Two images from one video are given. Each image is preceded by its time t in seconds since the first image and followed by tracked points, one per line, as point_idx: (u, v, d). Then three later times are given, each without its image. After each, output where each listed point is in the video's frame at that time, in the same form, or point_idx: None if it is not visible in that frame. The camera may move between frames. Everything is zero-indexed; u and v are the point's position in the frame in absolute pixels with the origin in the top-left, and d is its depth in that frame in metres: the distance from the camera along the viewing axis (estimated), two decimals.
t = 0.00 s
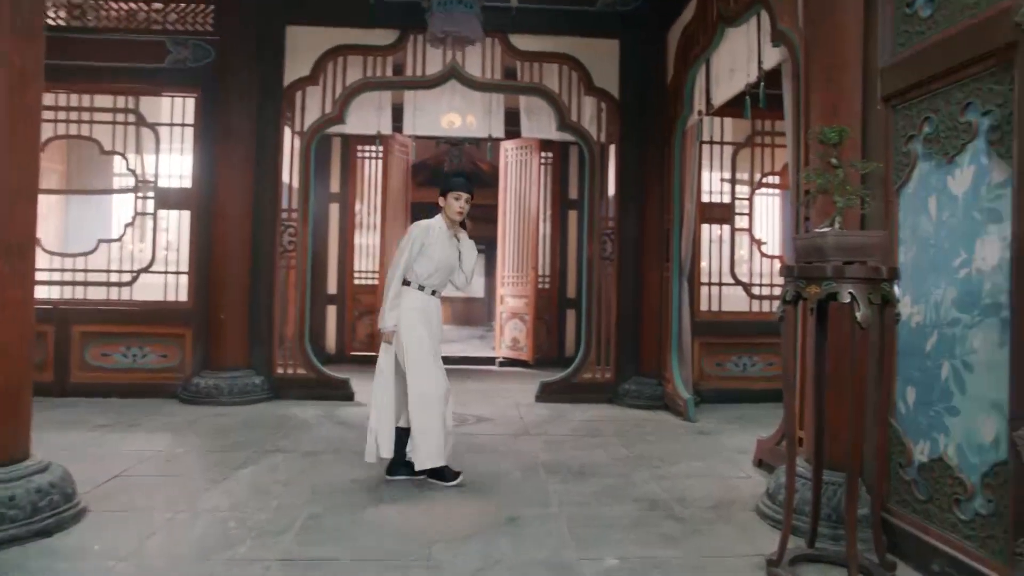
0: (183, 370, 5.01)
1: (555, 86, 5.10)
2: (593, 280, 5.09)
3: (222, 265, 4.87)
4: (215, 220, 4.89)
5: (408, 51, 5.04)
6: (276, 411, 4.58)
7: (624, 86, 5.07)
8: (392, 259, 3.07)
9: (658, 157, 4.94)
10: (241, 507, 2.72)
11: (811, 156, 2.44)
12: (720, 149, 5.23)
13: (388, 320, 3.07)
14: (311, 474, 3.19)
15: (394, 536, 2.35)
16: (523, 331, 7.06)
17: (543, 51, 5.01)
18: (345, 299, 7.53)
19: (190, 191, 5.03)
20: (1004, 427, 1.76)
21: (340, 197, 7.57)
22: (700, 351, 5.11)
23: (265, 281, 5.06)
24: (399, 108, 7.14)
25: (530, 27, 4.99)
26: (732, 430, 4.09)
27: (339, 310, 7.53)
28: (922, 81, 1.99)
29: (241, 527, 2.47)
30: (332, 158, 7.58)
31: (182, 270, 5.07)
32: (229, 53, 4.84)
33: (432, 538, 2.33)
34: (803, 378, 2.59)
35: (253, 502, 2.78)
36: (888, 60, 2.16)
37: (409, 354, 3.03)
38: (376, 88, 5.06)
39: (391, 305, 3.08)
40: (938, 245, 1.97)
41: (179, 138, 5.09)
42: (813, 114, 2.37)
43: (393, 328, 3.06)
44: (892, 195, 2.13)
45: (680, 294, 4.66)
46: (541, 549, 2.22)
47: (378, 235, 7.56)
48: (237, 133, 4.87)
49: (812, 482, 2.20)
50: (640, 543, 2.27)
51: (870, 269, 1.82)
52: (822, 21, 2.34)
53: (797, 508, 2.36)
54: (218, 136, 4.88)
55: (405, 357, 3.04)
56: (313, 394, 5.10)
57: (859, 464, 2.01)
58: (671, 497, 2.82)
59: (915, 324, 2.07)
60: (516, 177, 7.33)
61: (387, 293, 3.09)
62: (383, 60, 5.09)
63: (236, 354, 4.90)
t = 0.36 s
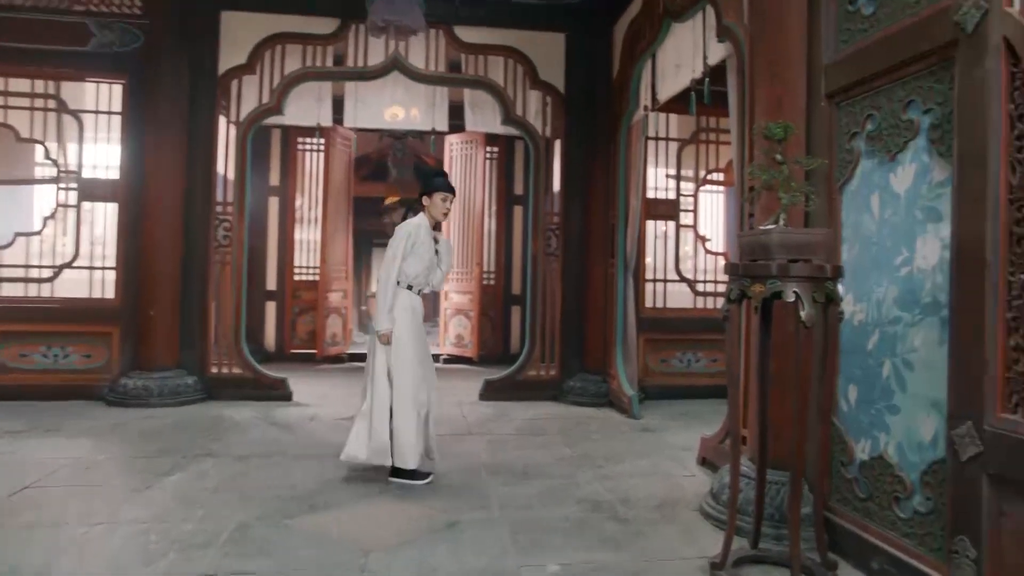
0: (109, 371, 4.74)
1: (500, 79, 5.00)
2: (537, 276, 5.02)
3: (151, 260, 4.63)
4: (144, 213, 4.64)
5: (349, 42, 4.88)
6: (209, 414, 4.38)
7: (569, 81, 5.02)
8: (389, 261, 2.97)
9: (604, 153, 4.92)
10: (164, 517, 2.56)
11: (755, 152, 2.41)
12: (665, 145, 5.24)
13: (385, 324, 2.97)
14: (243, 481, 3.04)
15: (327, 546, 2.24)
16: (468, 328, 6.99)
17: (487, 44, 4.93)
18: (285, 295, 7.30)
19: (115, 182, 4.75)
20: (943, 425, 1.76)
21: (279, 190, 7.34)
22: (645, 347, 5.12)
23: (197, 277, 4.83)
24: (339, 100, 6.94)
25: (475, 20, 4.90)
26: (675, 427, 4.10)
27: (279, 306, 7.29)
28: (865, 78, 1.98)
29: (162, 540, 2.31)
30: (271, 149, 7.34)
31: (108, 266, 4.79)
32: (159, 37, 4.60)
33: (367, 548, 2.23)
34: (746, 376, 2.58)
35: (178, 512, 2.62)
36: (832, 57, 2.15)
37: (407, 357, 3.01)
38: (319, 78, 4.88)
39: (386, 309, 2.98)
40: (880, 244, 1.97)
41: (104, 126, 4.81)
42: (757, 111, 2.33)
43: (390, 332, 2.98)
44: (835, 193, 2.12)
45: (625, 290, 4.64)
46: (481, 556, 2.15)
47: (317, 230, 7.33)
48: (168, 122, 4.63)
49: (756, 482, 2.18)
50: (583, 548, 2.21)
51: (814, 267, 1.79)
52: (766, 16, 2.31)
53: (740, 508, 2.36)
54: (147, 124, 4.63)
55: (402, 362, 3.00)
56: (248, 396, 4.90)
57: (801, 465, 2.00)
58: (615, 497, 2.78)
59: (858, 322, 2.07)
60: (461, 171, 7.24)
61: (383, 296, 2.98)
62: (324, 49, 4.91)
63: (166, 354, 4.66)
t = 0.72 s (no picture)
0: (30, 374, 4.45)
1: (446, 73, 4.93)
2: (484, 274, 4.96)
3: (75, 256, 4.36)
4: (67, 207, 4.38)
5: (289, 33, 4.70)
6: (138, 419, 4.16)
7: (516, 76, 4.95)
8: (382, 264, 2.94)
9: (552, 149, 4.87)
10: (82, 533, 2.38)
11: (702, 149, 2.39)
12: (613, 142, 5.22)
13: (374, 327, 2.92)
14: (171, 491, 2.87)
15: (258, 561, 2.12)
16: (413, 326, 6.89)
17: (434, 37, 4.82)
18: (224, 293, 7.03)
19: (36, 174, 4.46)
20: (886, 427, 1.75)
21: (218, 184, 7.07)
22: (592, 346, 5.11)
23: (126, 275, 4.57)
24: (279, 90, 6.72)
25: (421, 12, 4.78)
26: (620, 427, 4.09)
27: (217, 304, 7.03)
28: (811, 77, 1.96)
29: (77, 558, 2.15)
30: (208, 140, 7.05)
31: (28, 263, 4.50)
32: (82, 21, 4.34)
33: (301, 561, 2.12)
34: (692, 376, 2.57)
35: (97, 527, 2.44)
36: (778, 56, 2.14)
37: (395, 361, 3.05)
38: (257, 69, 4.69)
39: (375, 312, 2.94)
40: (825, 243, 1.95)
41: (23, 114, 4.51)
42: (704, 109, 2.30)
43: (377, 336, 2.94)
44: (781, 192, 2.11)
45: (572, 287, 4.60)
46: (421, 567, 2.06)
47: (258, 225, 7.13)
48: (93, 110, 4.36)
49: (701, 485, 2.16)
50: (527, 556, 2.15)
51: (760, 268, 1.76)
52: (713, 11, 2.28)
53: (685, 512, 2.34)
54: (71, 113, 4.36)
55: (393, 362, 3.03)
56: (183, 399, 4.68)
57: (746, 468, 1.97)
58: (560, 502, 2.73)
59: (803, 323, 2.06)
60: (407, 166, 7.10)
61: (371, 299, 2.93)
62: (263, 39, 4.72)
63: (93, 355, 4.40)
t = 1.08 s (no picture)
0: None
1: (377, 68, 4.78)
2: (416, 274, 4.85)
3: None
4: None
5: (212, 22, 4.46)
6: (43, 431, 3.87)
7: (450, 73, 4.84)
8: (373, 276, 3.04)
9: (486, 147, 4.79)
10: None
11: (636, 149, 2.36)
12: (547, 141, 5.17)
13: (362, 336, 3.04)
14: (74, 510, 2.66)
15: None
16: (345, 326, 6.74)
17: (368, 31, 4.66)
18: (144, 293, 6.66)
19: None
20: (817, 432, 1.74)
21: (138, 179, 6.69)
22: (525, 347, 5.08)
23: (31, 276, 4.24)
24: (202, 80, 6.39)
25: (353, 4, 4.63)
26: (553, 429, 4.06)
27: (136, 305, 6.65)
28: (743, 78, 1.95)
29: None
30: (127, 132, 6.67)
31: None
32: None
33: None
34: (626, 379, 2.53)
35: None
36: (711, 55, 2.11)
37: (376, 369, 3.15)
38: (175, 58, 4.42)
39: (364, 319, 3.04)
40: (758, 246, 1.94)
41: None
42: (638, 108, 2.28)
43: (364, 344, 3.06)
44: (715, 193, 2.09)
45: (506, 288, 4.52)
46: None
47: (181, 223, 6.74)
48: None
49: (634, 491, 2.12)
50: (456, 569, 2.07)
51: (693, 271, 1.73)
52: (648, 10, 2.25)
53: (618, 518, 2.31)
54: None
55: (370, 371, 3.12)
56: (94, 408, 4.38)
57: (680, 475, 1.94)
58: (491, 510, 2.66)
59: (736, 326, 2.04)
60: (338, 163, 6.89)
61: (361, 308, 3.03)
62: (184, 27, 4.46)
63: None
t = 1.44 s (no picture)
0: None
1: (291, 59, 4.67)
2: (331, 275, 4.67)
3: None
4: None
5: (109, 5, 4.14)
6: None
7: (368, 69, 4.68)
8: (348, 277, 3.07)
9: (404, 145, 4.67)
10: None
11: (555, 151, 2.32)
12: (467, 141, 5.10)
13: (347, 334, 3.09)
14: None
15: None
16: (257, 330, 6.45)
17: (279, 23, 4.46)
18: (35, 296, 6.15)
19: None
20: (735, 439, 1.73)
21: (27, 172, 6.13)
22: (444, 351, 4.96)
23: None
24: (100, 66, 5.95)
25: None
26: (472, 435, 3.97)
27: (25, 309, 6.12)
28: (663, 80, 1.92)
29: None
30: (14, 121, 6.10)
31: None
32: None
33: None
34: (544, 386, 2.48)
35: None
36: (632, 57, 2.08)
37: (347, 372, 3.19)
38: (66, 42, 4.09)
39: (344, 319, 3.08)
40: (677, 250, 1.91)
41: None
42: (558, 108, 2.25)
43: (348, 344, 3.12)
44: (634, 197, 2.06)
45: (424, 291, 4.43)
46: None
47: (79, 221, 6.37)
48: None
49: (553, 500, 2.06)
50: None
51: (612, 277, 1.68)
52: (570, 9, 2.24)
53: (536, 528, 2.24)
54: None
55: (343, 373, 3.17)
56: None
57: (598, 484, 1.89)
58: (406, 522, 2.55)
59: (654, 331, 2.02)
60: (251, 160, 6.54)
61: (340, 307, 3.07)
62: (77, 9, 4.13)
63: None
